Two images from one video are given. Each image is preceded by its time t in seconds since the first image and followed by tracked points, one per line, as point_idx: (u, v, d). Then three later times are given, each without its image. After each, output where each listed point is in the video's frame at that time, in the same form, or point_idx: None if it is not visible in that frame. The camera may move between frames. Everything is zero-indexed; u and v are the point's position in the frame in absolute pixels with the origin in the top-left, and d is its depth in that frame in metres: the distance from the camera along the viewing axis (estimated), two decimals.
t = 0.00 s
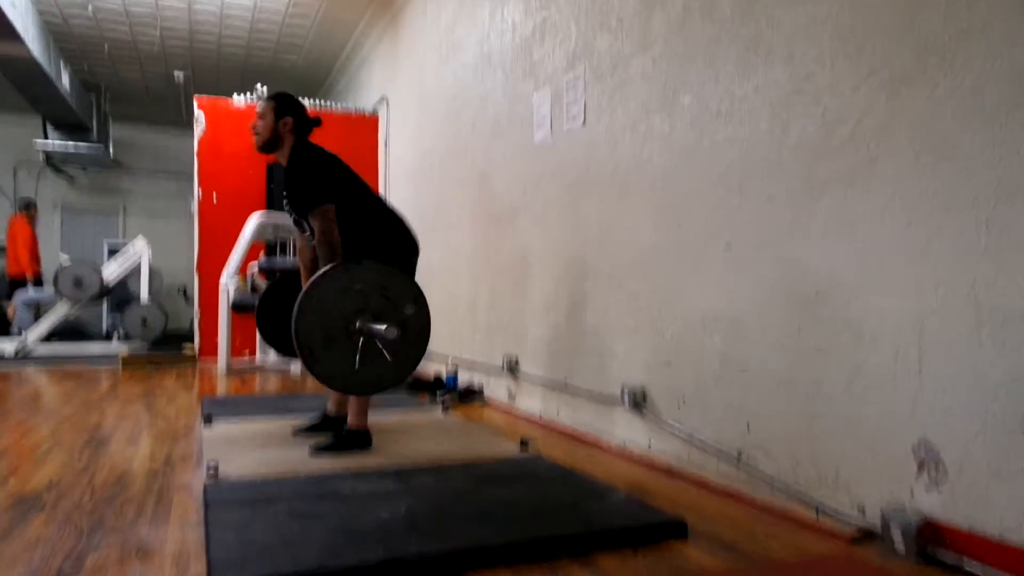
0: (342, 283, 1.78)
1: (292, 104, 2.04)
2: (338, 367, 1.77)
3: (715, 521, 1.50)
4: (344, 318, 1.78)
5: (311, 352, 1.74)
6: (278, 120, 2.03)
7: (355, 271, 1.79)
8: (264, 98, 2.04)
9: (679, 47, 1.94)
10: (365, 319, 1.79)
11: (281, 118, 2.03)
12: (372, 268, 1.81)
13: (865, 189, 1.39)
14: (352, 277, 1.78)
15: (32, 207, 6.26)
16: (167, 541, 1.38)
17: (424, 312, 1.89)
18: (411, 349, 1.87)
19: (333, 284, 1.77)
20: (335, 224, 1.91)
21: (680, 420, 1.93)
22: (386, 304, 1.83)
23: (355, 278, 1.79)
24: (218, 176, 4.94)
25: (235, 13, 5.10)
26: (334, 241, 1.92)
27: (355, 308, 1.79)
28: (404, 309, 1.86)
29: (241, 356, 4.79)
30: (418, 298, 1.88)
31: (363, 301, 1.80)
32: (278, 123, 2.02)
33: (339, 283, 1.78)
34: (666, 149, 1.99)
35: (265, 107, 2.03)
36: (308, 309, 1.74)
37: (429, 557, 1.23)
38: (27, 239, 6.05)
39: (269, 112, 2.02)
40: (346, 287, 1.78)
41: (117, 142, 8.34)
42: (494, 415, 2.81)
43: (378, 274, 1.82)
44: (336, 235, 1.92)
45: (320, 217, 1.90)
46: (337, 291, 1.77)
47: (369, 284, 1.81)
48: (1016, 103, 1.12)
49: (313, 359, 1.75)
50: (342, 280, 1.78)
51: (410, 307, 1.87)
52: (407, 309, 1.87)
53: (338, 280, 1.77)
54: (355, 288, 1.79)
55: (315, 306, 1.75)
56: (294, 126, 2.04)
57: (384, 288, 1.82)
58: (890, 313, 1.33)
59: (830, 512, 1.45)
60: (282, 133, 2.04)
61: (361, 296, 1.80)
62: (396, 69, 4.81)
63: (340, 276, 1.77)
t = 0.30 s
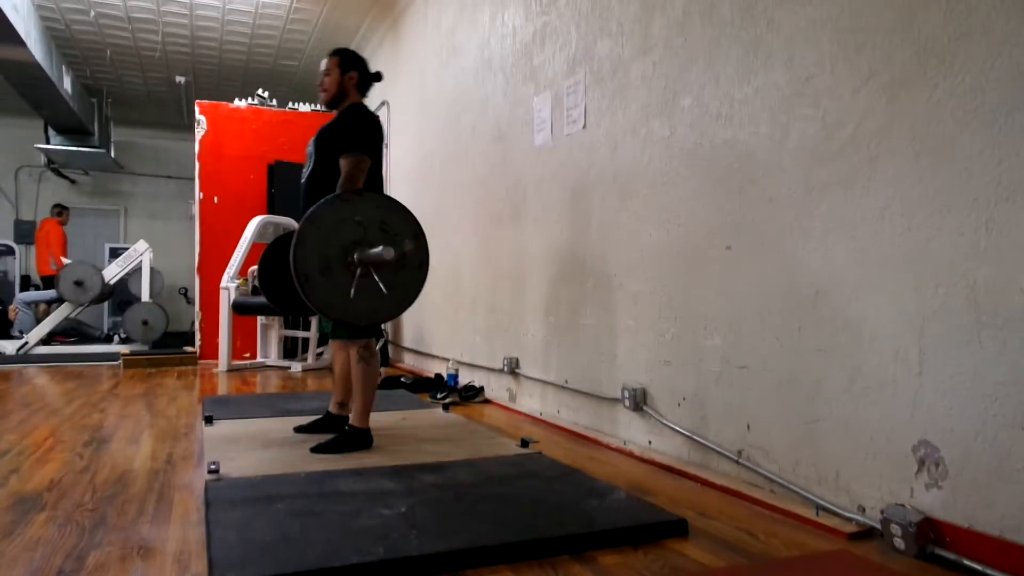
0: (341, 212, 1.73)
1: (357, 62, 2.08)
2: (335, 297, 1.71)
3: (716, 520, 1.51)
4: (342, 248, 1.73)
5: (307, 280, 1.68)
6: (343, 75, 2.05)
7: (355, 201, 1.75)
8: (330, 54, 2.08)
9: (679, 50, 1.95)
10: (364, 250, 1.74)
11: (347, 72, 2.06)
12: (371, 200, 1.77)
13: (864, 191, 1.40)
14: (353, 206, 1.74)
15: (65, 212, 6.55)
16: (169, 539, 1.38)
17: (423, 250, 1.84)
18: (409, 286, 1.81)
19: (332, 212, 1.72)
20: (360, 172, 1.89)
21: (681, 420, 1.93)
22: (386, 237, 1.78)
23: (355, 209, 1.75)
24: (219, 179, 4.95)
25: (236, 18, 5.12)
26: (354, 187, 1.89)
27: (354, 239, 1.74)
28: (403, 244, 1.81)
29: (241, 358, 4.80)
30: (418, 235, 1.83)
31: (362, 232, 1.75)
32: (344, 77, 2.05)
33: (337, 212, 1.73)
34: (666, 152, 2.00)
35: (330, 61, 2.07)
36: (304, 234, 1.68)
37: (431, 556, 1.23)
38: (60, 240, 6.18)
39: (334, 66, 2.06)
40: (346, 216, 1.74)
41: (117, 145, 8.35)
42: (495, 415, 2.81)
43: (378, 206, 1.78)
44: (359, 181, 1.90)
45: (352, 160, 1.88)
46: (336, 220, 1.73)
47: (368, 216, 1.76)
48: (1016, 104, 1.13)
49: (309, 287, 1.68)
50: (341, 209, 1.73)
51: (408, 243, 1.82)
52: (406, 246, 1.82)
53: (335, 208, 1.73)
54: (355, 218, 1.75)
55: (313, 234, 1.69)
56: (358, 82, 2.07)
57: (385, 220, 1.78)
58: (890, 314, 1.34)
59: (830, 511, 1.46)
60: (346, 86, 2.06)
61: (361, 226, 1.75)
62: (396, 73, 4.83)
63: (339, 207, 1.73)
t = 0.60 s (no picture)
0: (344, 217, 1.72)
1: (351, 63, 2.08)
2: (334, 301, 1.70)
3: (716, 520, 1.51)
4: (344, 253, 1.71)
5: (307, 282, 1.67)
6: (338, 77, 2.06)
7: (359, 208, 1.74)
8: (324, 57, 2.08)
9: (679, 50, 1.95)
10: (365, 256, 1.73)
11: (342, 74, 2.06)
12: (375, 207, 1.76)
13: (864, 191, 1.40)
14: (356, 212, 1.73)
15: (91, 216, 6.52)
16: (168, 539, 1.38)
17: (425, 259, 1.83)
18: (409, 294, 1.80)
19: (335, 217, 1.71)
20: (360, 178, 1.87)
21: (680, 419, 1.93)
22: (388, 246, 1.77)
23: (358, 215, 1.74)
24: (219, 179, 4.95)
25: (236, 18, 5.13)
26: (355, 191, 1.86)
27: (356, 245, 1.73)
28: (404, 253, 1.79)
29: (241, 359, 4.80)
30: (420, 244, 1.81)
31: (364, 239, 1.74)
32: (339, 79, 2.05)
33: (340, 217, 1.72)
34: (666, 151, 2.00)
35: (324, 64, 2.07)
36: (306, 238, 1.67)
37: (431, 556, 1.23)
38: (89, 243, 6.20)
39: (329, 68, 2.07)
40: (348, 222, 1.73)
41: (117, 145, 8.35)
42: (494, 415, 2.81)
43: (382, 213, 1.77)
44: (359, 186, 1.87)
45: (353, 165, 1.85)
46: (339, 225, 1.71)
47: (371, 223, 1.75)
48: (1016, 104, 1.13)
49: (309, 290, 1.67)
50: (345, 215, 1.72)
51: (410, 253, 1.81)
52: (408, 255, 1.80)
53: (339, 214, 1.72)
54: (358, 225, 1.73)
55: (316, 237, 1.68)
56: (354, 84, 2.07)
57: (387, 229, 1.77)
58: (890, 314, 1.34)
59: (830, 511, 1.46)
60: (342, 89, 2.07)
61: (363, 234, 1.74)
62: (396, 72, 4.83)
63: (342, 212, 1.72)
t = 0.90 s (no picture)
0: (349, 277, 1.54)
1: (288, 104, 2.00)
2: (341, 365, 1.55)
3: (715, 520, 1.51)
4: (349, 314, 1.54)
5: (312, 346, 1.52)
6: (276, 122, 1.98)
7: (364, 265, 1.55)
8: (258, 103, 2.01)
9: (679, 49, 1.95)
10: (372, 318, 1.55)
11: (280, 119, 1.98)
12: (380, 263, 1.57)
13: (864, 190, 1.40)
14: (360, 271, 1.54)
15: (113, 217, 6.54)
16: (167, 540, 1.37)
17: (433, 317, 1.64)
18: (418, 355, 1.63)
19: (338, 278, 1.52)
20: (337, 223, 1.84)
21: (680, 420, 1.93)
22: (395, 305, 1.58)
23: (363, 273, 1.55)
24: (217, 179, 4.94)
25: (234, 17, 5.11)
26: (334, 240, 1.84)
27: (361, 305, 1.55)
28: (411, 312, 1.61)
29: (239, 359, 4.79)
30: (429, 301, 1.62)
31: (370, 298, 1.56)
32: (278, 124, 1.97)
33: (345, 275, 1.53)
34: (666, 151, 2.00)
35: (261, 110, 2.00)
36: (310, 300, 1.50)
37: (430, 557, 1.23)
38: (108, 242, 6.17)
39: (267, 115, 1.99)
40: (353, 282, 1.54)
41: (116, 145, 8.34)
42: (494, 416, 2.81)
43: (387, 270, 1.58)
44: (336, 233, 1.85)
45: (324, 214, 1.83)
46: (343, 285, 1.53)
47: (376, 281, 1.56)
48: (1017, 103, 1.13)
49: (314, 355, 1.52)
50: (349, 273, 1.53)
51: (418, 310, 1.62)
52: (415, 312, 1.62)
53: (344, 272, 1.53)
54: (362, 284, 1.55)
55: (319, 298, 1.51)
56: (293, 126, 1.99)
57: (394, 286, 1.58)
58: (890, 314, 1.34)
59: (830, 511, 1.45)
60: (282, 133, 1.99)
61: (368, 293, 1.56)
62: (395, 72, 4.82)
63: (347, 270, 1.53)
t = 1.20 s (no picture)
0: (340, 357, 1.59)
1: (272, 170, 1.92)
2: (339, 444, 1.59)
3: (715, 520, 1.51)
4: (345, 391, 1.60)
5: (310, 428, 1.56)
6: (261, 191, 1.90)
7: (354, 343, 1.60)
8: (242, 172, 1.93)
9: (679, 49, 1.95)
10: (366, 395, 1.60)
11: (264, 187, 1.91)
12: (370, 339, 1.62)
13: (864, 190, 1.40)
14: (351, 349, 1.59)
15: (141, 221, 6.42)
16: (167, 540, 1.37)
17: (425, 383, 1.70)
18: (413, 424, 1.69)
19: (331, 358, 1.57)
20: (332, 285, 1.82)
21: (680, 420, 1.93)
22: (388, 378, 1.65)
23: (355, 350, 1.61)
24: (218, 179, 4.94)
25: (235, 18, 5.12)
26: (330, 302, 1.84)
27: (356, 382, 1.60)
28: (404, 382, 1.67)
29: (240, 359, 4.80)
30: (419, 368, 1.68)
31: (363, 374, 1.61)
32: (263, 193, 1.90)
33: (337, 355, 1.58)
34: (666, 151, 2.00)
35: (244, 179, 1.92)
36: (304, 384, 1.55)
37: (430, 556, 1.23)
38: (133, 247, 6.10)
39: (249, 184, 1.91)
40: (346, 359, 1.60)
41: (116, 145, 8.35)
42: (494, 416, 2.82)
43: (378, 345, 1.63)
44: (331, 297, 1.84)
45: (319, 279, 1.80)
46: (336, 365, 1.58)
47: (368, 356, 1.62)
48: (1016, 104, 1.13)
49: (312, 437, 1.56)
50: (342, 352, 1.59)
51: (410, 378, 1.68)
52: (408, 381, 1.68)
53: (336, 352, 1.58)
54: (354, 361, 1.60)
55: (313, 380, 1.56)
56: (279, 192, 1.92)
57: (386, 358, 1.64)
58: (889, 314, 1.34)
59: (830, 511, 1.46)
60: (268, 202, 1.91)
61: (361, 369, 1.61)
62: (396, 72, 4.83)
63: (340, 349, 1.58)
